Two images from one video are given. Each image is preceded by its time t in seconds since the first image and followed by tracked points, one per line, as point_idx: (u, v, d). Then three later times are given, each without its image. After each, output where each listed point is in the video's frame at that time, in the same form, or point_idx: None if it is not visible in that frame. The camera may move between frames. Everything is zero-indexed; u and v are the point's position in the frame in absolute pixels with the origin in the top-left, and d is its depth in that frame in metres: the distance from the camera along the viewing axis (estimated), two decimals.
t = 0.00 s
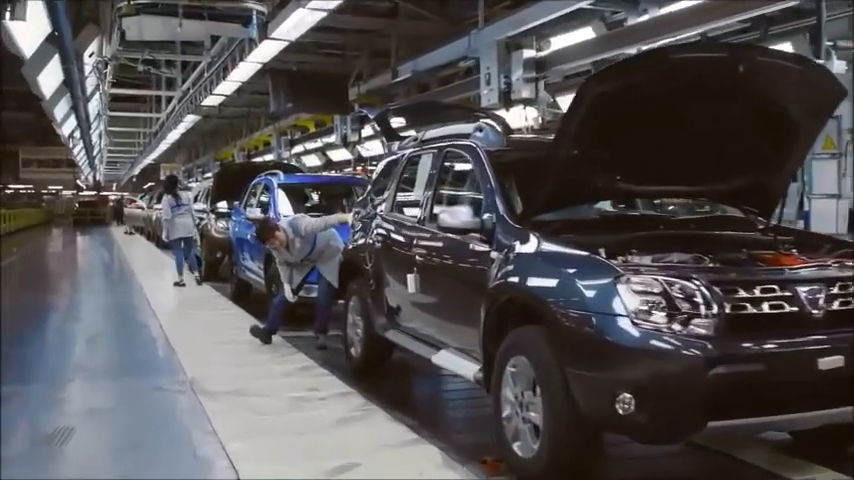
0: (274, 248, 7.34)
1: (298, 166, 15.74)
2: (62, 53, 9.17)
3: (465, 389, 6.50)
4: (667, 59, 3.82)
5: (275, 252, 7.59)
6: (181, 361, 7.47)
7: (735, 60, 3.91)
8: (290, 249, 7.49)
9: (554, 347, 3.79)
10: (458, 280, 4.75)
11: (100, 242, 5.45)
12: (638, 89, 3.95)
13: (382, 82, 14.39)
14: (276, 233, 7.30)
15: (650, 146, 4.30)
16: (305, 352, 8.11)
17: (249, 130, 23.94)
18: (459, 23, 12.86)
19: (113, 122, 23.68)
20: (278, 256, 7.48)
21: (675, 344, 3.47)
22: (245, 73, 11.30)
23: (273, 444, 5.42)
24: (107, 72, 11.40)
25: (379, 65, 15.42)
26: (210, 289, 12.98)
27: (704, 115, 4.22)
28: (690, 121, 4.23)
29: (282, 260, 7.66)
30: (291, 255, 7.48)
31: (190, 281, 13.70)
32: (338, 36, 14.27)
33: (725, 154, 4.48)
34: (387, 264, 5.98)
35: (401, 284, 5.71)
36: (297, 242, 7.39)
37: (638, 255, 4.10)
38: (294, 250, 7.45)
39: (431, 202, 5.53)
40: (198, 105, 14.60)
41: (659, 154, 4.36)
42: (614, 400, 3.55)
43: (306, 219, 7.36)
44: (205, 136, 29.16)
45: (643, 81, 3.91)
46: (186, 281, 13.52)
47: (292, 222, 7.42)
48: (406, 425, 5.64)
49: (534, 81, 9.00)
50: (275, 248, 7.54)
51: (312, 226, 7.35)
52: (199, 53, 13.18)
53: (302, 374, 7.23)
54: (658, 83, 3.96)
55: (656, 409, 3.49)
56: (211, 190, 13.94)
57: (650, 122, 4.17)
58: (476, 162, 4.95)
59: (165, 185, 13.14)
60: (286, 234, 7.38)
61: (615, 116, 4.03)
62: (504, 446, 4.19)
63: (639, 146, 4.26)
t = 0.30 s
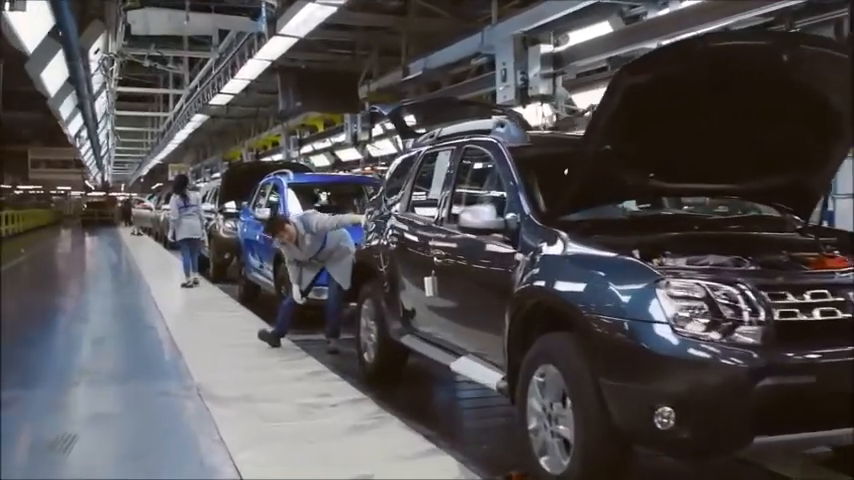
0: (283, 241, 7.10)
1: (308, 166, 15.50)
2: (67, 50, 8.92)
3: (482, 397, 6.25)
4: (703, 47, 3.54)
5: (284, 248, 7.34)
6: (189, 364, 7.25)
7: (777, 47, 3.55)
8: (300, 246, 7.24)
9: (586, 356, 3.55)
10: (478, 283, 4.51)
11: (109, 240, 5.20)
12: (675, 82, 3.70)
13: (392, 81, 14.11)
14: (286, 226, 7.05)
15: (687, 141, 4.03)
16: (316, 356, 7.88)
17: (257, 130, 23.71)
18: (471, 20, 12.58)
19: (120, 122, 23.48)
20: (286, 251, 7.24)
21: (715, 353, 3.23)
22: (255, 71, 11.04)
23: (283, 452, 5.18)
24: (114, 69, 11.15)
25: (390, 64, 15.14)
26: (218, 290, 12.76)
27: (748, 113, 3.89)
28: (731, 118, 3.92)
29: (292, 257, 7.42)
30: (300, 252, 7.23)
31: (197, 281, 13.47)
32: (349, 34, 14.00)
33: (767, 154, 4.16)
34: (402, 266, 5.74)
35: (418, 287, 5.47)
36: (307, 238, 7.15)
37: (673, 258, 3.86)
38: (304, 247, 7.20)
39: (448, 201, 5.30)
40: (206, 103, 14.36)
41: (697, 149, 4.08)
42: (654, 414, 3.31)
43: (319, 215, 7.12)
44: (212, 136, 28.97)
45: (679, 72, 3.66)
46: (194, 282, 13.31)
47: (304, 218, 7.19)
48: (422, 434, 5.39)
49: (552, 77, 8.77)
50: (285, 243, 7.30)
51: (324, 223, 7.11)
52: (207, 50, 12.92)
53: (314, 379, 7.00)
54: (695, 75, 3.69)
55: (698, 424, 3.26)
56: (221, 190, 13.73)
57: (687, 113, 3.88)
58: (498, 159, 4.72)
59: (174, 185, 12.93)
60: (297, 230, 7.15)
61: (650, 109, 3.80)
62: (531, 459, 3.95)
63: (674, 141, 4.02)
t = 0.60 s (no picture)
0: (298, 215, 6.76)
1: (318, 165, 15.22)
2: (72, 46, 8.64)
3: (502, 406, 5.97)
4: (749, 31, 3.30)
5: (296, 230, 7.00)
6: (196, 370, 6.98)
7: (831, 32, 3.22)
8: (314, 230, 6.89)
9: (625, 366, 3.28)
10: (504, 287, 4.25)
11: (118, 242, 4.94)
12: (718, 70, 3.47)
13: (403, 78, 13.81)
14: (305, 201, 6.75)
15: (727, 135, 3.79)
16: (327, 361, 7.60)
17: (266, 129, 23.41)
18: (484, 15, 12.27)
19: (128, 121, 23.19)
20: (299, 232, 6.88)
21: (764, 364, 2.98)
22: (264, 68, 10.76)
23: (296, 465, 4.90)
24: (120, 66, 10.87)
25: (401, 61, 14.85)
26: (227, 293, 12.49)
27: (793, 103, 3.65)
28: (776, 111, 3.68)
29: (303, 246, 7.05)
30: (313, 234, 6.87)
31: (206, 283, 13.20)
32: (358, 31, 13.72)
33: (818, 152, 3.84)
34: (419, 268, 5.47)
35: (436, 291, 5.20)
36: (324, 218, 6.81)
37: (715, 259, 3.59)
38: (318, 228, 6.84)
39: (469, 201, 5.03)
40: (214, 102, 14.09)
41: (740, 143, 3.83)
42: (702, 432, 3.04)
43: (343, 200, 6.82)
44: (221, 136, 28.69)
45: (723, 60, 3.42)
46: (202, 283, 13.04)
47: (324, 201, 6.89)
48: (441, 446, 5.11)
49: (572, 72, 8.49)
50: (298, 227, 6.96)
51: (344, 206, 6.80)
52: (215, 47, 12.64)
53: (326, 386, 6.72)
54: (740, 62, 3.45)
55: (751, 442, 2.99)
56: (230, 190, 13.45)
57: (728, 103, 3.65)
58: (524, 157, 4.46)
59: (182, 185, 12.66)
60: (314, 208, 6.82)
61: (692, 99, 3.57)
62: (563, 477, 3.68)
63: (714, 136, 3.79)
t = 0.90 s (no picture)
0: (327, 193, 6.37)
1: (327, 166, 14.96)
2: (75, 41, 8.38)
3: (521, 414, 5.69)
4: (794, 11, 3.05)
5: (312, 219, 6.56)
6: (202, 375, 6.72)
7: None
8: (335, 217, 6.49)
9: (663, 376, 3.03)
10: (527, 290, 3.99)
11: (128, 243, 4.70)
12: (756, 54, 3.23)
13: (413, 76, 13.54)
14: (336, 179, 6.44)
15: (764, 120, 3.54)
16: (337, 367, 7.34)
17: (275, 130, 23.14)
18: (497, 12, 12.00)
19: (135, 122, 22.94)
20: (321, 215, 6.44)
21: (813, 375, 2.73)
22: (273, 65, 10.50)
23: (306, 475, 4.64)
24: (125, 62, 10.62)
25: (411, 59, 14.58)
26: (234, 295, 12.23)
27: (829, 77, 3.43)
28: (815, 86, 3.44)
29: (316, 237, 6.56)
30: (336, 219, 6.45)
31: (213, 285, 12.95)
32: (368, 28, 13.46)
33: None
34: (434, 269, 5.22)
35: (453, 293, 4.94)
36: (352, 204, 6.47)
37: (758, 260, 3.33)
38: (343, 214, 6.46)
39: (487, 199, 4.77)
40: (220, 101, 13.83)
41: (775, 131, 3.61)
42: (753, 449, 2.78)
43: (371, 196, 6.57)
44: (229, 137, 28.42)
45: (764, 42, 3.18)
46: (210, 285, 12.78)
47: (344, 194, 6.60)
48: (457, 458, 4.85)
49: (590, 67, 8.19)
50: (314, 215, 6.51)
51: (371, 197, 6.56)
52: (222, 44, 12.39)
53: (336, 392, 6.46)
54: (780, 43, 3.21)
55: (802, 465, 2.73)
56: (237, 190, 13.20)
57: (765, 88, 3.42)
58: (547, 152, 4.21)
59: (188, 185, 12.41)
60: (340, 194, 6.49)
61: (728, 87, 3.32)
62: None
63: (750, 125, 3.55)
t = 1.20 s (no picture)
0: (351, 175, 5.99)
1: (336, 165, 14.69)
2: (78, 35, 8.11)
3: (541, 423, 5.44)
4: None
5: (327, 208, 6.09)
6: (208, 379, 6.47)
7: None
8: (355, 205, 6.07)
9: (707, 389, 2.78)
10: (552, 294, 3.73)
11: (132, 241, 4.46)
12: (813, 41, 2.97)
13: (424, 74, 13.27)
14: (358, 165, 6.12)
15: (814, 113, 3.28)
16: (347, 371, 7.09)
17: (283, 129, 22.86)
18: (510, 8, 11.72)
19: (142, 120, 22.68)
20: (341, 201, 6.02)
21: None
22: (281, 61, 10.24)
23: None
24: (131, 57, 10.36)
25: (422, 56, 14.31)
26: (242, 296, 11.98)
27: None
28: None
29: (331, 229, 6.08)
30: (357, 205, 6.03)
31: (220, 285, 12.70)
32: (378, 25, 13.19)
33: None
34: (450, 271, 4.96)
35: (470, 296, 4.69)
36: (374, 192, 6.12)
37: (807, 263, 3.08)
38: (364, 201, 6.06)
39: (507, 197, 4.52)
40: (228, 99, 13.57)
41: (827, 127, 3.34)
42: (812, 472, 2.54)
43: (390, 191, 6.22)
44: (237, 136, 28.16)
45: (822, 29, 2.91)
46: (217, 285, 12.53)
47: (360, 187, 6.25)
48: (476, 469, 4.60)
49: (610, 61, 7.94)
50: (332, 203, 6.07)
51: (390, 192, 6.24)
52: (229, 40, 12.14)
53: (347, 398, 6.21)
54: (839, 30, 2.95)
55: None
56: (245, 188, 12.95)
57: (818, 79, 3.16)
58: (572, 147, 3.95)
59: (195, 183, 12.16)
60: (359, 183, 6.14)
61: (779, 74, 3.07)
62: None
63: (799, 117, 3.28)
